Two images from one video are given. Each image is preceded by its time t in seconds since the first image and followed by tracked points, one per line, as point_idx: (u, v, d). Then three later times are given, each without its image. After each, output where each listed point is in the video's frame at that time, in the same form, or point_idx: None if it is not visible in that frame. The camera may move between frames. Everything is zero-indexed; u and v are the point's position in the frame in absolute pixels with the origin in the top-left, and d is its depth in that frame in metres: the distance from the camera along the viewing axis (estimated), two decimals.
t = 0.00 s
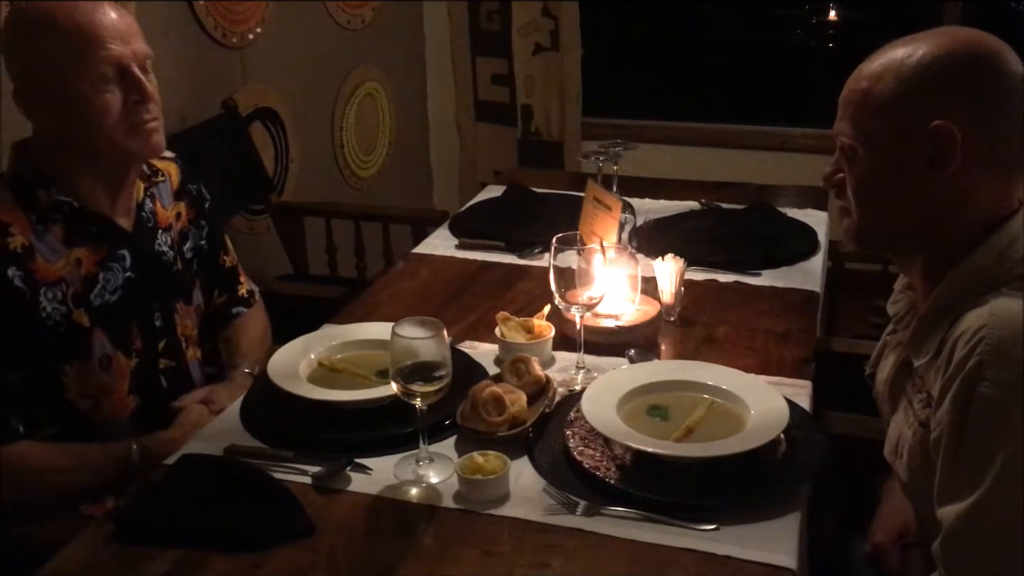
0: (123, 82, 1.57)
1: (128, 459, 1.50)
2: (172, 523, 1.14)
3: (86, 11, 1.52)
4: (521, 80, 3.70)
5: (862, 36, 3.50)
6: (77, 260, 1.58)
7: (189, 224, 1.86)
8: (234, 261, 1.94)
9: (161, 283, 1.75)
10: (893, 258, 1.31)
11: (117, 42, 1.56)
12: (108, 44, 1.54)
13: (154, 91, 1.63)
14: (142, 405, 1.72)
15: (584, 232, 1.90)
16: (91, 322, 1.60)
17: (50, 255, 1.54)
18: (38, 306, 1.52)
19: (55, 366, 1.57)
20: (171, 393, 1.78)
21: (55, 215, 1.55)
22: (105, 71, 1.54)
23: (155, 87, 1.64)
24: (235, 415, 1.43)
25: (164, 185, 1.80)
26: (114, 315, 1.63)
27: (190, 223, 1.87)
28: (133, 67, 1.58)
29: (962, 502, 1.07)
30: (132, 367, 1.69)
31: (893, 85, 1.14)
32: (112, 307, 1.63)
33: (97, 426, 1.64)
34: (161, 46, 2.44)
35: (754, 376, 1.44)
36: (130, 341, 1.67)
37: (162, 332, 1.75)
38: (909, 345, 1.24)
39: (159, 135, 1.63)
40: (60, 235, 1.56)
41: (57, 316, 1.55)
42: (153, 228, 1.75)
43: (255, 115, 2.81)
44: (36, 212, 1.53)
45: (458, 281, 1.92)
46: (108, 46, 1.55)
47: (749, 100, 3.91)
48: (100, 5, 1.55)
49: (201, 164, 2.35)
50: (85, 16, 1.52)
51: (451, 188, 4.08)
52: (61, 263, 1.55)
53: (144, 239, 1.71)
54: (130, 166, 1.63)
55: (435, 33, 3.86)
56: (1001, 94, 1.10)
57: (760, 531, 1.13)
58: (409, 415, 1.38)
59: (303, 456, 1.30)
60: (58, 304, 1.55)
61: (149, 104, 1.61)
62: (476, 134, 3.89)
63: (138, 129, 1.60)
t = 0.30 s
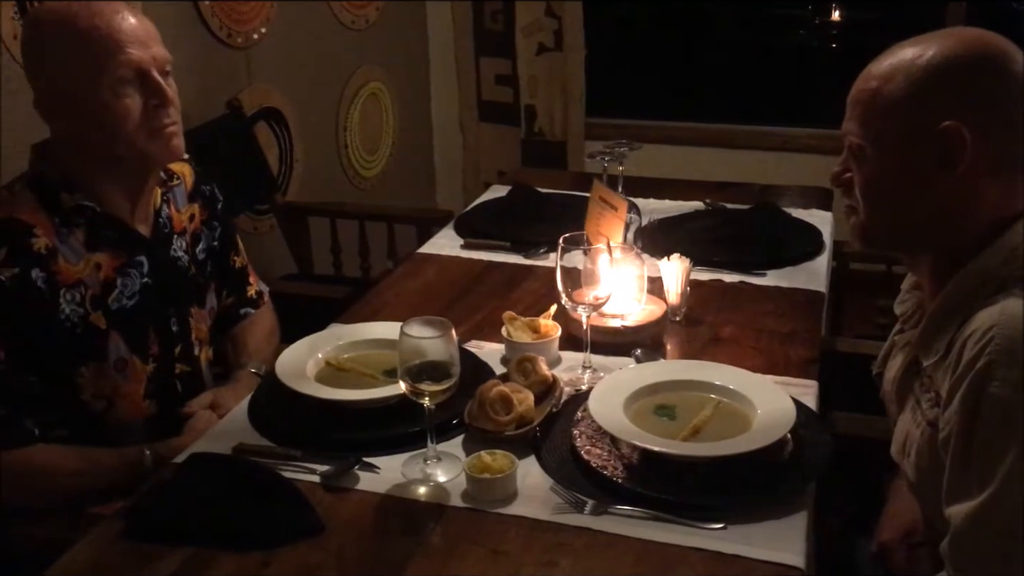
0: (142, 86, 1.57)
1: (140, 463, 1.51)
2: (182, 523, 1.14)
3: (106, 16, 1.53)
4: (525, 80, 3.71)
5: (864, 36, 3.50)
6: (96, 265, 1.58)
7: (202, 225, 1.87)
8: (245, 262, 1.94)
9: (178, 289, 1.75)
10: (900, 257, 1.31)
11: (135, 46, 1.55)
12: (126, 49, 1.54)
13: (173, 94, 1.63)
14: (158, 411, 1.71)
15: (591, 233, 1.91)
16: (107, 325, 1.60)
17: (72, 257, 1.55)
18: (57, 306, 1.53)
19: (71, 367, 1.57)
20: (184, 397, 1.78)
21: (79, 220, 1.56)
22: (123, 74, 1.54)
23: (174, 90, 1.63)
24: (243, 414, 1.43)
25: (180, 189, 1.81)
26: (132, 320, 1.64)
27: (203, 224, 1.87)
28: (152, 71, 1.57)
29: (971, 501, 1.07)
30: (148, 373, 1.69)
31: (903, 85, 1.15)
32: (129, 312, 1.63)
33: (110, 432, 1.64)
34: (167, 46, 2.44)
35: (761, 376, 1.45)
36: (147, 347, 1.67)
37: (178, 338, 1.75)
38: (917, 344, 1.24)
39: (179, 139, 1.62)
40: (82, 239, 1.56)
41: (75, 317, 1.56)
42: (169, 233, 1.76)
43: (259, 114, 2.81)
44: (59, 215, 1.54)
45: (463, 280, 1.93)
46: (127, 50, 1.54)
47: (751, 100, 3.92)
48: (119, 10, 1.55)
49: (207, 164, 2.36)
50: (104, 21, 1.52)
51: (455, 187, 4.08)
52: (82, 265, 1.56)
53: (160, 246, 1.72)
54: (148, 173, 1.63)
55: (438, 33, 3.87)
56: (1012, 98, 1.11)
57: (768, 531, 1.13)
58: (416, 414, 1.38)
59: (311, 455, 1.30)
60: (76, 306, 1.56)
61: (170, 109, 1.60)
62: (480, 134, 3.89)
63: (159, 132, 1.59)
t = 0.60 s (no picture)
0: (155, 87, 1.58)
1: (145, 464, 1.51)
2: (189, 521, 1.15)
3: (120, 18, 1.53)
4: (527, 80, 3.71)
5: (866, 36, 3.50)
6: (106, 264, 1.59)
7: (210, 224, 1.87)
8: (251, 261, 1.95)
9: (186, 289, 1.75)
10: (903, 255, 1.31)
11: (149, 48, 1.56)
12: (140, 50, 1.55)
13: (185, 95, 1.64)
14: (165, 411, 1.71)
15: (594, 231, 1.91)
16: (116, 325, 1.60)
17: (83, 257, 1.56)
18: (68, 306, 1.54)
19: (81, 366, 1.57)
20: (191, 396, 1.78)
21: (90, 219, 1.57)
22: (137, 75, 1.55)
23: (186, 92, 1.64)
24: (247, 413, 1.44)
25: (188, 188, 1.82)
26: (140, 319, 1.64)
27: (211, 223, 1.88)
28: (165, 72, 1.58)
29: (975, 500, 1.07)
30: (156, 373, 1.69)
31: (909, 83, 1.15)
32: (138, 311, 1.63)
33: (117, 431, 1.65)
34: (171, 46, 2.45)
35: (765, 375, 1.45)
36: (155, 347, 1.68)
37: (186, 337, 1.75)
38: (920, 343, 1.24)
39: (191, 140, 1.64)
40: (92, 239, 1.57)
41: (85, 316, 1.56)
42: (178, 233, 1.77)
43: (262, 114, 2.82)
44: (70, 215, 1.55)
45: (467, 280, 1.93)
46: (141, 52, 1.55)
47: (754, 100, 3.92)
48: (133, 11, 1.56)
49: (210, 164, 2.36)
50: (118, 22, 1.53)
51: (457, 187, 4.09)
52: (92, 265, 1.57)
53: (170, 245, 1.72)
54: (160, 173, 1.64)
55: (440, 33, 3.87)
56: (1017, 96, 1.11)
57: (772, 529, 1.13)
58: (420, 413, 1.38)
59: (316, 453, 1.30)
60: (86, 305, 1.56)
61: (182, 110, 1.61)
62: (482, 133, 3.89)
63: (171, 134, 1.61)
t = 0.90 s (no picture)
0: (161, 92, 1.58)
1: (145, 465, 1.51)
2: (190, 523, 1.15)
3: (128, 23, 1.54)
4: (528, 81, 3.72)
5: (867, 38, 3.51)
6: (109, 268, 1.59)
7: (212, 227, 1.88)
8: (253, 264, 1.95)
9: (189, 292, 1.75)
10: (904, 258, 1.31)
11: (156, 54, 1.57)
12: (147, 56, 1.56)
13: (191, 101, 1.64)
14: (166, 414, 1.71)
15: (594, 236, 1.91)
16: (118, 329, 1.60)
17: (85, 260, 1.56)
18: (70, 310, 1.54)
19: (83, 369, 1.58)
20: (192, 399, 1.78)
21: (93, 223, 1.57)
22: (144, 81, 1.56)
23: (192, 98, 1.65)
24: (248, 415, 1.44)
25: (191, 191, 1.82)
26: (142, 322, 1.64)
27: (213, 226, 1.88)
28: (171, 79, 1.59)
29: (974, 504, 1.08)
30: (158, 376, 1.69)
31: (911, 87, 1.14)
32: (139, 314, 1.64)
33: (119, 434, 1.65)
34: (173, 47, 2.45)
35: (766, 378, 1.45)
36: (157, 350, 1.68)
37: (187, 340, 1.75)
38: (921, 347, 1.25)
39: (195, 147, 1.64)
40: (95, 243, 1.57)
41: (86, 320, 1.56)
42: (181, 237, 1.77)
43: (264, 116, 2.82)
44: (73, 219, 1.55)
45: (468, 282, 1.93)
46: (148, 58, 1.56)
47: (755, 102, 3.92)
48: (140, 17, 1.57)
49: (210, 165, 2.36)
50: (125, 26, 1.54)
51: (459, 189, 4.09)
52: (94, 268, 1.57)
53: (172, 249, 1.73)
54: (163, 179, 1.64)
55: (441, 34, 3.87)
56: (1016, 101, 1.11)
57: (772, 532, 1.13)
58: (420, 415, 1.38)
59: (316, 456, 1.30)
60: (88, 309, 1.56)
61: (187, 116, 1.62)
62: (483, 135, 3.90)
63: (176, 139, 1.61)
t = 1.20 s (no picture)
0: (165, 94, 1.59)
1: (147, 465, 1.50)
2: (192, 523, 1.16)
3: (132, 26, 1.55)
4: (530, 82, 3.72)
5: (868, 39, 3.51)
6: (113, 269, 1.60)
7: (215, 228, 1.88)
8: (256, 265, 1.96)
9: (191, 293, 1.76)
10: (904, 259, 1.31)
11: (161, 56, 1.58)
12: (152, 59, 1.56)
13: (195, 102, 1.65)
14: (170, 414, 1.72)
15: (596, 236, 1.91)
16: (121, 330, 1.61)
17: (90, 262, 1.57)
18: (74, 311, 1.54)
19: (86, 369, 1.58)
20: (195, 399, 1.79)
21: (97, 224, 1.57)
22: (149, 82, 1.56)
23: (196, 99, 1.65)
24: (251, 415, 1.44)
25: (194, 193, 1.83)
26: (145, 323, 1.65)
27: (217, 227, 1.89)
28: (176, 80, 1.60)
29: (974, 504, 1.08)
30: (161, 376, 1.70)
31: (912, 89, 1.15)
32: (143, 316, 1.64)
33: (123, 434, 1.66)
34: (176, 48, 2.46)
35: (766, 380, 1.45)
36: (160, 351, 1.68)
37: (190, 341, 1.76)
38: (920, 348, 1.25)
39: (200, 148, 1.65)
40: (99, 244, 1.58)
41: (90, 320, 1.57)
42: (185, 238, 1.77)
43: (266, 117, 2.83)
44: (77, 220, 1.56)
45: (469, 283, 1.94)
46: (152, 59, 1.56)
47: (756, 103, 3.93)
48: (145, 19, 1.57)
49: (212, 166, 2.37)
50: (129, 29, 1.54)
51: (460, 189, 4.09)
52: (98, 269, 1.58)
53: (177, 251, 1.73)
54: (167, 180, 1.65)
55: (442, 35, 3.88)
56: (1016, 103, 1.12)
57: (772, 533, 1.14)
58: (422, 415, 1.39)
59: (318, 456, 1.31)
60: (91, 309, 1.57)
61: (191, 117, 1.63)
62: (484, 136, 3.90)
63: (180, 141, 1.62)
